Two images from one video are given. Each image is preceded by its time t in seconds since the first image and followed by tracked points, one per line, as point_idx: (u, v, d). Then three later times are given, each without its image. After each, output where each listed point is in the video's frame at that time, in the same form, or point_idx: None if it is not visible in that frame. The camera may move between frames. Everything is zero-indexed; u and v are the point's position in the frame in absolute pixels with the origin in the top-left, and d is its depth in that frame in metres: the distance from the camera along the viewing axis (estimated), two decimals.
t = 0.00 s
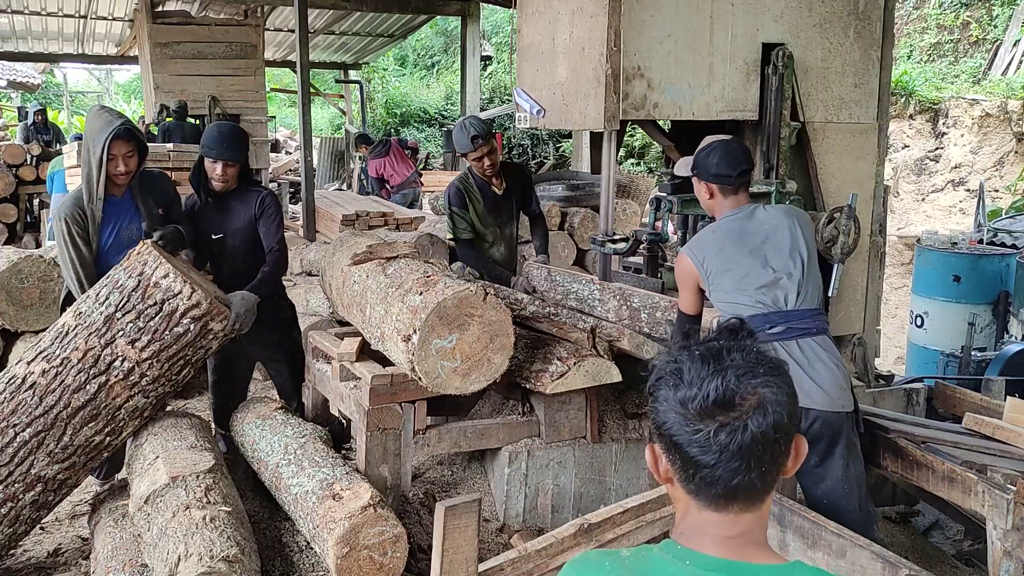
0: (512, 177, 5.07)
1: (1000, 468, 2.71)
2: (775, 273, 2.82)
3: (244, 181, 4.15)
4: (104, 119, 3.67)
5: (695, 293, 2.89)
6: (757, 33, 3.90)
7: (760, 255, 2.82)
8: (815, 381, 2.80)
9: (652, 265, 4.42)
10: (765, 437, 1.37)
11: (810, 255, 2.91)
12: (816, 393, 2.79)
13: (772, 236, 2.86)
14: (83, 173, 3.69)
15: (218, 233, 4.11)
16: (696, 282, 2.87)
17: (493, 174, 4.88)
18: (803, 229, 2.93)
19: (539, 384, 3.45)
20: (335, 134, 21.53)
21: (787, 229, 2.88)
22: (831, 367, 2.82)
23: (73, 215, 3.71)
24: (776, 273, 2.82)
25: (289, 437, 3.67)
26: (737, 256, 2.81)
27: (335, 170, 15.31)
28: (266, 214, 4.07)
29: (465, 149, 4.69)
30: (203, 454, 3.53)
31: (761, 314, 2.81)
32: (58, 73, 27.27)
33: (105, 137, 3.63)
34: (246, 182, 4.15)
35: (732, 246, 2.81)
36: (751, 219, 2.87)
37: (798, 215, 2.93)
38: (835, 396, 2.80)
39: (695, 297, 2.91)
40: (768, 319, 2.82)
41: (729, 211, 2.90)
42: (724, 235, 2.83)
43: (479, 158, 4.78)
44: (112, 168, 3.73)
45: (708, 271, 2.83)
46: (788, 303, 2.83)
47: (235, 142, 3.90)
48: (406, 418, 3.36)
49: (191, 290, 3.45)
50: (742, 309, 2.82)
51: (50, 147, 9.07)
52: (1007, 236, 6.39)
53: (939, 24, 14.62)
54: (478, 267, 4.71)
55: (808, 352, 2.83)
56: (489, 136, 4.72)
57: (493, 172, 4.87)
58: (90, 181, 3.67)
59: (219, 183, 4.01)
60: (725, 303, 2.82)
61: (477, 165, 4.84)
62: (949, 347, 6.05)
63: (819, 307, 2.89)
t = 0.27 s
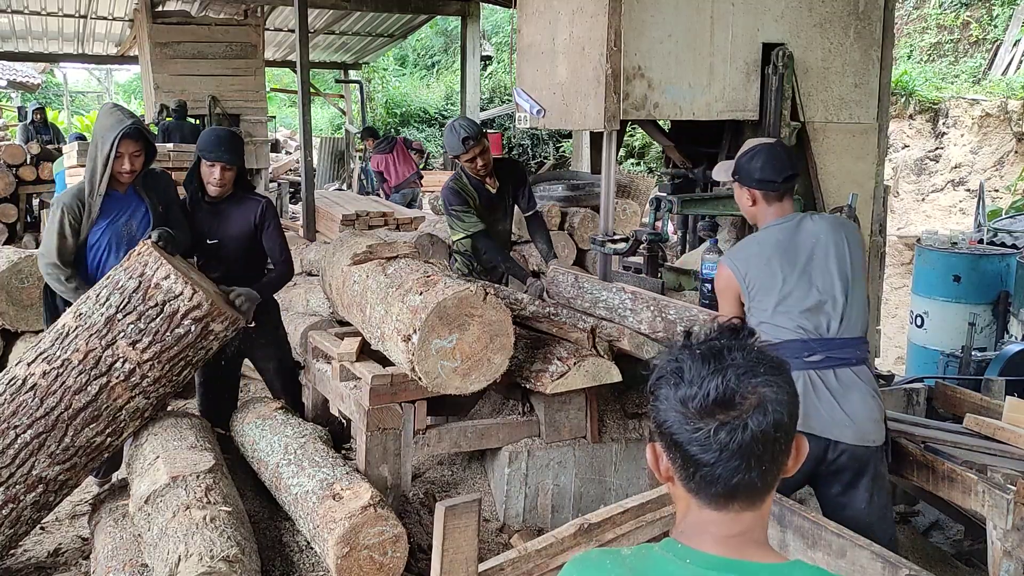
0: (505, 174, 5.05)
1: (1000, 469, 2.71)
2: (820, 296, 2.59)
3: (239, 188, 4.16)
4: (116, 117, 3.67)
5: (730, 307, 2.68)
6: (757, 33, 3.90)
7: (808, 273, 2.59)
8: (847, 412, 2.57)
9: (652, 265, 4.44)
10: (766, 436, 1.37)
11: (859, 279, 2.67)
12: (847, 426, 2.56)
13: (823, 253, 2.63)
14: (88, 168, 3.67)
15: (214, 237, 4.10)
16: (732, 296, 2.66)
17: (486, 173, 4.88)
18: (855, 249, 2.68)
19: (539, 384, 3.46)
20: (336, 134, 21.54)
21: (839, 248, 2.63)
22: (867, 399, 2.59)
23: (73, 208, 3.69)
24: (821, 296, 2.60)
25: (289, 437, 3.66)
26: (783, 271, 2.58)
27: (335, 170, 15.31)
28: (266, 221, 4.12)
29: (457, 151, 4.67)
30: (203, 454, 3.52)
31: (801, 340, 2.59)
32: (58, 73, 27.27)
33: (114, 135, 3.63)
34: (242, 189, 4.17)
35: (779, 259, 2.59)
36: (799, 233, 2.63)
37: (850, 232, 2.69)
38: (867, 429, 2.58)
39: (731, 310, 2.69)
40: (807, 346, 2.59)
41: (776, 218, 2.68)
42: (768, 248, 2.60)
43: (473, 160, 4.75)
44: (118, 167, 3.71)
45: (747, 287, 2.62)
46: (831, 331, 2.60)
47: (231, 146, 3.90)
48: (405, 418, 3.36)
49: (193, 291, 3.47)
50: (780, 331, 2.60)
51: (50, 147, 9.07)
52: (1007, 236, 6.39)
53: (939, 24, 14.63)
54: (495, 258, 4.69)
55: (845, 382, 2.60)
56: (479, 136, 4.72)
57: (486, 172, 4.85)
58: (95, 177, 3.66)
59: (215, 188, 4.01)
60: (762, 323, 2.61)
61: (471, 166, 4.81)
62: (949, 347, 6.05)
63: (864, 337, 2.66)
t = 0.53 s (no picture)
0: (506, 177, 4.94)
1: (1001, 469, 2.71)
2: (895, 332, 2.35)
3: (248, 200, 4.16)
4: (110, 118, 3.68)
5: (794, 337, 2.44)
6: (757, 33, 3.90)
7: (883, 303, 2.35)
8: (912, 455, 2.36)
9: (652, 264, 4.44)
10: (769, 434, 1.37)
11: (938, 313, 2.42)
12: (912, 469, 2.36)
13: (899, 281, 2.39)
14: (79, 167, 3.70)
15: (218, 246, 4.08)
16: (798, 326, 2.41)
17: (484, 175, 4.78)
18: (935, 279, 2.43)
19: (539, 384, 3.46)
20: (336, 134, 21.54)
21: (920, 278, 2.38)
22: (932, 441, 2.38)
23: (61, 206, 3.73)
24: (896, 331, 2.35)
25: (289, 437, 3.66)
26: (858, 300, 2.34)
27: (335, 170, 15.30)
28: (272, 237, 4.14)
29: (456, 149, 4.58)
30: (202, 453, 3.52)
31: (868, 381, 2.36)
32: (58, 73, 27.28)
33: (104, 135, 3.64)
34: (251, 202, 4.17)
35: (855, 286, 2.35)
36: (877, 260, 2.38)
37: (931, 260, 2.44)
38: (929, 471, 2.38)
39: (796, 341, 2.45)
40: (874, 387, 2.36)
41: (849, 239, 2.44)
42: (841, 275, 2.36)
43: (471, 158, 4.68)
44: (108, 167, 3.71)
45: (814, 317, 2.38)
46: (903, 371, 2.37)
47: (244, 157, 3.89)
48: (406, 418, 3.36)
49: (195, 293, 3.47)
50: (847, 367, 2.38)
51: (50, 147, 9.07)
52: (1007, 236, 6.39)
53: (939, 24, 14.63)
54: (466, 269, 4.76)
55: (911, 424, 2.38)
56: (479, 135, 4.61)
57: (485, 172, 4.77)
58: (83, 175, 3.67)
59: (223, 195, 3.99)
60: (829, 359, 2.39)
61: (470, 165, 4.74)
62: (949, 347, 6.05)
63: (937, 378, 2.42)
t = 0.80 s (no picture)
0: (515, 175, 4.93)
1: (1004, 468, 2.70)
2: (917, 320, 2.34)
3: (244, 203, 4.16)
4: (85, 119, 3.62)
5: (817, 327, 2.44)
6: (757, 33, 3.90)
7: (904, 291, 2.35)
8: (937, 449, 2.34)
9: (652, 265, 4.44)
10: (770, 432, 1.37)
11: (963, 304, 2.41)
12: (937, 464, 2.33)
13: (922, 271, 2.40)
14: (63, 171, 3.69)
15: (213, 246, 4.08)
16: (820, 315, 2.42)
17: (491, 171, 4.80)
18: (957, 270, 2.43)
19: (539, 384, 3.46)
20: (335, 134, 21.55)
21: (941, 268, 2.40)
22: (958, 435, 2.36)
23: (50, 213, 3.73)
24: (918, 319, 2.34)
25: (289, 437, 3.66)
26: (878, 287, 2.35)
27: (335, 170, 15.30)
28: (267, 241, 4.15)
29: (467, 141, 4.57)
30: (200, 453, 3.52)
31: (891, 370, 2.34)
32: (58, 73, 27.28)
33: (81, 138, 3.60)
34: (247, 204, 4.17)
35: (873, 273, 2.36)
36: (898, 248, 2.40)
37: (953, 252, 2.45)
38: (954, 467, 2.35)
39: (820, 331, 2.44)
40: (897, 377, 2.34)
41: (869, 230, 2.46)
42: (860, 261, 2.38)
43: (481, 151, 4.69)
44: (89, 169, 3.67)
45: (835, 305, 2.38)
46: (927, 361, 2.34)
47: (239, 159, 3.89)
48: (405, 418, 3.36)
49: (198, 298, 3.46)
50: (870, 355, 2.36)
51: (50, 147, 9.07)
52: (1007, 236, 6.39)
53: (938, 24, 14.65)
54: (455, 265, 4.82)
55: (936, 417, 2.35)
56: (491, 129, 4.60)
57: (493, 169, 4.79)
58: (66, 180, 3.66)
59: (218, 197, 3.99)
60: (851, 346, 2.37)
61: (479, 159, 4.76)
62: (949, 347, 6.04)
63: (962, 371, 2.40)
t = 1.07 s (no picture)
0: (534, 174, 4.98)
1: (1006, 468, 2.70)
2: (879, 309, 2.38)
3: (238, 200, 4.17)
4: (66, 119, 3.60)
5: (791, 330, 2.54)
6: (757, 33, 3.91)
7: (865, 284, 2.41)
8: (920, 436, 2.34)
9: (652, 265, 4.44)
10: (768, 426, 1.37)
11: (933, 290, 2.43)
12: (921, 452, 2.33)
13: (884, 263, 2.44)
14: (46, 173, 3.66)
15: (208, 244, 4.09)
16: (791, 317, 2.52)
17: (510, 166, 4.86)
18: (924, 259, 2.46)
19: (539, 384, 3.46)
20: (336, 134, 21.55)
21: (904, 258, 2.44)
22: (942, 420, 2.36)
23: (37, 215, 3.71)
24: (881, 309, 2.38)
25: (289, 437, 3.67)
26: (839, 283, 2.41)
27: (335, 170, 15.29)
28: (262, 238, 4.14)
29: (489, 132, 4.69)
30: (199, 453, 3.52)
31: (862, 359, 2.37)
32: (58, 73, 27.28)
33: (65, 138, 3.58)
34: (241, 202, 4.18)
35: (833, 270, 2.43)
36: (858, 243, 2.46)
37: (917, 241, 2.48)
38: (941, 454, 2.34)
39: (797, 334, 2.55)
40: (869, 365, 2.37)
41: (832, 228, 2.52)
42: (821, 260, 2.45)
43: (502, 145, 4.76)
44: (74, 168, 3.65)
45: (801, 305, 2.47)
46: (897, 348, 2.37)
47: (229, 156, 3.89)
48: (406, 418, 3.36)
49: (209, 314, 3.41)
50: (837, 348, 2.41)
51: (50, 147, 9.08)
52: (1007, 236, 6.39)
53: (938, 24, 14.66)
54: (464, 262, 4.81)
55: (917, 403, 2.36)
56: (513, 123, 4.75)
57: (512, 164, 4.84)
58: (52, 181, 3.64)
59: (212, 195, 3.99)
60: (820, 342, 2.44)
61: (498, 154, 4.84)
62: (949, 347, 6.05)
63: (940, 354, 2.40)
